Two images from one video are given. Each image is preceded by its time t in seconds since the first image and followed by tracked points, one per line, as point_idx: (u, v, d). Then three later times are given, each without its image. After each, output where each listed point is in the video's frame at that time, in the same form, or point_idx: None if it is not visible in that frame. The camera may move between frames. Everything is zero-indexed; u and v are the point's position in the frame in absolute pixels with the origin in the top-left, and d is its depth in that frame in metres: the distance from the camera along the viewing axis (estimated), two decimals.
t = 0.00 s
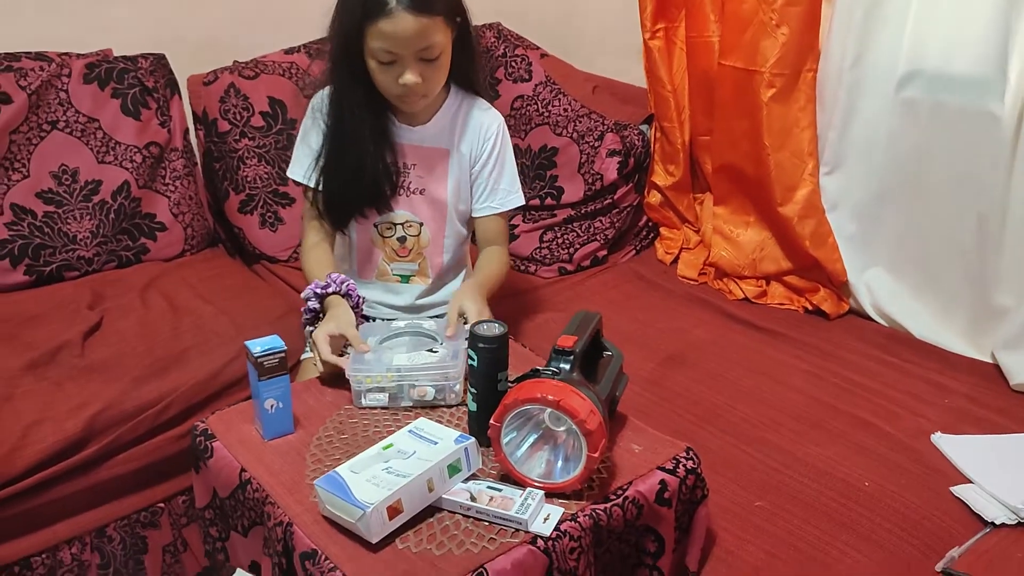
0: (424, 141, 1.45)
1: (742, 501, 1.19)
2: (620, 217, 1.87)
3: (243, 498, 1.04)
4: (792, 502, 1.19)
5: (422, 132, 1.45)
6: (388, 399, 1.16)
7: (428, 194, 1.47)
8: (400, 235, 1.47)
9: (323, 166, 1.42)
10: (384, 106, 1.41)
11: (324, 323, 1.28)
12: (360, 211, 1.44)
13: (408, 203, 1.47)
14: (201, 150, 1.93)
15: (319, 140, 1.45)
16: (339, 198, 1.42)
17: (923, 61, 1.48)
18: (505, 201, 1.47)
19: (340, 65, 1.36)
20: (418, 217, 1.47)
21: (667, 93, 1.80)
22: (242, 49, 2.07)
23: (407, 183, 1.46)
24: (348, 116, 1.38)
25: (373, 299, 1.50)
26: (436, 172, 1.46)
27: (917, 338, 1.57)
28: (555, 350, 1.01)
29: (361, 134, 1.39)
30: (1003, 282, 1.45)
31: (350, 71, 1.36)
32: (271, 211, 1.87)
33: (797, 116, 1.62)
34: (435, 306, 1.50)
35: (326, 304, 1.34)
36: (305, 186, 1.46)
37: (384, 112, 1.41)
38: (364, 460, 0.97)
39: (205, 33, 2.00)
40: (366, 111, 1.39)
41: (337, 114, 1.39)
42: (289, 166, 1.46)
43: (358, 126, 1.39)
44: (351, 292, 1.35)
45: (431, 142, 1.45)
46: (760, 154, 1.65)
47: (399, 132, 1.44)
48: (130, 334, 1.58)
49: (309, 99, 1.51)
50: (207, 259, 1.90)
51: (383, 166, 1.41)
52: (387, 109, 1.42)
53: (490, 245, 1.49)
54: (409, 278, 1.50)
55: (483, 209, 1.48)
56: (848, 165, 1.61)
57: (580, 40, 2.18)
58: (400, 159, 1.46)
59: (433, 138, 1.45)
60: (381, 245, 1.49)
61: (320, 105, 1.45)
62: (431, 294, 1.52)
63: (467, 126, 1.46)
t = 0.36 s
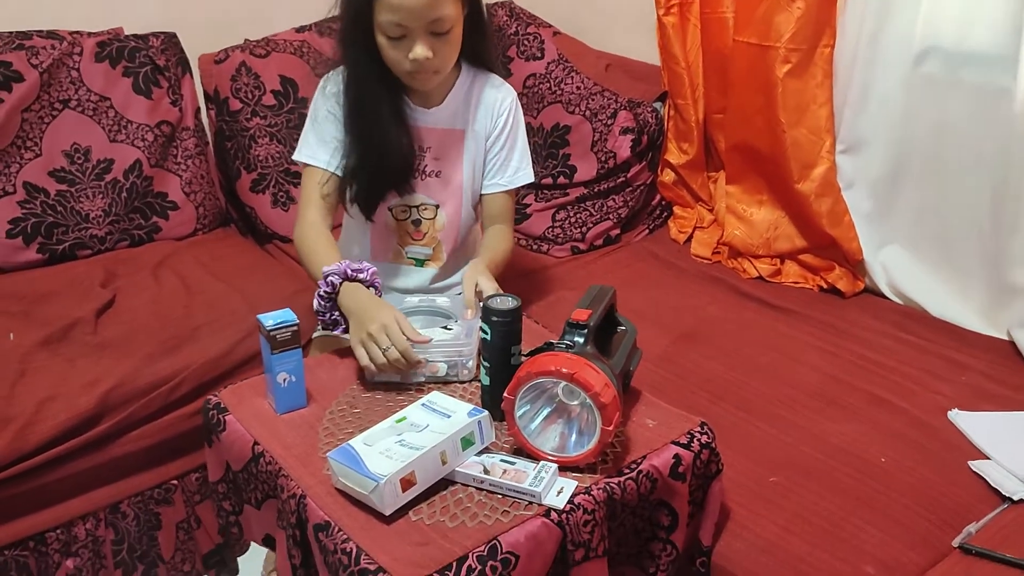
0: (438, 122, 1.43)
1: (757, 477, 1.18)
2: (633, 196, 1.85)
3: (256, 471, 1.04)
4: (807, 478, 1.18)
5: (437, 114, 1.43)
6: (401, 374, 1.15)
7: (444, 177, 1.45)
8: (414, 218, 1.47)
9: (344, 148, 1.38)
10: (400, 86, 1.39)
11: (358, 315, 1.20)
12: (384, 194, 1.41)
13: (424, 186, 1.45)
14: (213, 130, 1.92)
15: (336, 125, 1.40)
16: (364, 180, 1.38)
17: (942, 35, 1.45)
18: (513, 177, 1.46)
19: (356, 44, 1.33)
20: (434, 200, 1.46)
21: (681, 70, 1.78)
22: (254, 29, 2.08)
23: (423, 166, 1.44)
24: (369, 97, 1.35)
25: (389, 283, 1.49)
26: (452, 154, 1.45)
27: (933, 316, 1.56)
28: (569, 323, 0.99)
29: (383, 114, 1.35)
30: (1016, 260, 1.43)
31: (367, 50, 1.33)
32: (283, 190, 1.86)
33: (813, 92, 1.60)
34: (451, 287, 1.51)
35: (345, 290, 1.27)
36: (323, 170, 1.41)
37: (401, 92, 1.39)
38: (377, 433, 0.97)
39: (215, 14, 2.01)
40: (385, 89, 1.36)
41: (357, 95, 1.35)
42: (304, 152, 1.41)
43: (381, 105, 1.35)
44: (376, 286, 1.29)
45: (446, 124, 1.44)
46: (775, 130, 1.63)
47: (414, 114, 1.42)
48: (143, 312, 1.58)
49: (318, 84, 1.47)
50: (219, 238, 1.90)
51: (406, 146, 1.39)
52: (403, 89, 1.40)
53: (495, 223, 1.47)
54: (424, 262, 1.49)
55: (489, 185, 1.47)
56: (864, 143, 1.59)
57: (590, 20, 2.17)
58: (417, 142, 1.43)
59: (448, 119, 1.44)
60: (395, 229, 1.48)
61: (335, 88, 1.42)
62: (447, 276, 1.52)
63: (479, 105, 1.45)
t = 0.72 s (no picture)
0: (434, 113, 1.41)
1: (764, 464, 1.17)
2: (641, 180, 1.83)
3: (257, 454, 1.04)
4: (815, 466, 1.17)
5: (432, 104, 1.40)
6: (400, 353, 1.15)
7: (442, 167, 1.43)
8: (416, 208, 1.46)
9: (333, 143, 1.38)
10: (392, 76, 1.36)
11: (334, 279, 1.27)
12: (376, 188, 1.41)
13: (422, 176, 1.44)
14: (217, 112, 1.91)
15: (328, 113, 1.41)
16: (354, 176, 1.38)
17: (957, 18, 1.42)
18: (518, 166, 1.41)
19: (343, 34, 1.30)
20: (432, 190, 1.45)
21: (690, 53, 1.76)
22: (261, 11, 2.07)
23: (421, 156, 1.43)
24: (354, 89, 1.33)
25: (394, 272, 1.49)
26: (449, 143, 1.42)
27: (945, 303, 1.54)
28: (574, 307, 0.98)
29: (369, 107, 1.34)
30: None
31: (354, 41, 1.30)
32: (287, 173, 1.85)
33: (826, 75, 1.58)
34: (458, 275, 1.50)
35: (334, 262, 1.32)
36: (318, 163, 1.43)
37: (393, 86, 1.37)
38: (380, 418, 0.96)
39: None
40: (372, 82, 1.33)
41: (342, 87, 1.34)
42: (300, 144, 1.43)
43: (368, 103, 1.34)
44: (357, 250, 1.34)
45: (442, 113, 1.41)
46: (786, 113, 1.61)
47: (409, 105, 1.40)
48: (148, 295, 1.58)
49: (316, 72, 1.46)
50: (224, 222, 1.88)
51: (397, 143, 1.37)
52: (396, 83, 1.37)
53: (507, 212, 1.42)
54: (428, 252, 1.49)
55: (495, 174, 1.42)
56: (875, 127, 1.56)
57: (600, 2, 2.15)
58: (414, 133, 1.41)
59: (444, 109, 1.41)
60: (397, 219, 1.47)
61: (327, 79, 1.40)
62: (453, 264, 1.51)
63: (477, 94, 1.41)
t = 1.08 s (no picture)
0: (430, 99, 1.41)
1: (766, 457, 1.17)
2: (644, 174, 1.83)
3: (260, 443, 1.03)
4: (817, 460, 1.17)
5: (428, 91, 1.40)
6: (402, 342, 1.15)
7: (440, 153, 1.43)
8: (413, 197, 1.44)
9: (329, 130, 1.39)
10: (387, 67, 1.36)
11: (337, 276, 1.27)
12: (372, 176, 1.41)
13: (419, 163, 1.43)
14: (219, 102, 1.90)
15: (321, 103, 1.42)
16: (349, 163, 1.39)
17: (962, 13, 1.42)
18: (520, 151, 1.41)
19: (335, 25, 1.32)
20: (430, 177, 1.43)
21: (694, 48, 1.76)
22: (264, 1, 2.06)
23: (418, 143, 1.42)
24: (346, 80, 1.34)
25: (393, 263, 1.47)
26: (446, 130, 1.42)
27: (947, 299, 1.54)
28: (578, 298, 0.97)
29: (358, 98, 1.34)
30: None
31: (346, 30, 1.32)
32: (289, 164, 1.85)
33: (830, 70, 1.58)
34: (457, 266, 1.48)
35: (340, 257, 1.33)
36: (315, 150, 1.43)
37: (389, 75, 1.37)
38: (383, 407, 0.95)
39: None
40: (363, 73, 1.34)
41: (334, 77, 1.35)
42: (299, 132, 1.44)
43: (362, 89, 1.34)
44: (363, 245, 1.35)
45: (438, 100, 1.41)
46: (790, 109, 1.61)
47: (404, 91, 1.39)
48: (149, 284, 1.57)
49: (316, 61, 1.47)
50: (225, 212, 1.88)
51: (391, 130, 1.37)
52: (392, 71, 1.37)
53: (514, 199, 1.42)
54: (426, 242, 1.47)
55: (499, 160, 1.42)
56: (878, 123, 1.56)
57: None
58: (409, 120, 1.41)
59: (440, 95, 1.41)
60: (395, 209, 1.46)
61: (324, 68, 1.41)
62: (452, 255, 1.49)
63: (472, 80, 1.41)
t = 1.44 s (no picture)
0: (430, 89, 1.40)
1: (756, 456, 1.17)
2: (634, 171, 1.82)
3: (246, 439, 1.02)
4: (807, 458, 1.17)
5: (429, 80, 1.39)
6: (392, 337, 1.14)
7: (436, 145, 1.42)
8: (407, 188, 1.43)
9: (330, 116, 1.35)
10: (389, 54, 1.35)
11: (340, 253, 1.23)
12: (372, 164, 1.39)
13: (416, 154, 1.42)
14: (206, 95, 1.88)
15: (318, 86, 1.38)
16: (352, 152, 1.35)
17: (953, 13, 1.43)
18: (518, 145, 1.44)
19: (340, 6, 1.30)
20: (426, 169, 1.42)
21: (685, 46, 1.75)
22: None
23: (416, 133, 1.41)
24: (348, 64, 1.32)
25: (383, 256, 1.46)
26: (445, 122, 1.41)
27: (935, 298, 1.54)
28: (571, 294, 0.97)
29: (361, 82, 1.32)
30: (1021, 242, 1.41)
31: (351, 13, 1.30)
32: (277, 158, 1.83)
33: (821, 69, 1.58)
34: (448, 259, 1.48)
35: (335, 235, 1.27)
36: (312, 137, 1.39)
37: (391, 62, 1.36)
38: (373, 403, 0.94)
39: None
40: (366, 57, 1.32)
41: (336, 60, 1.32)
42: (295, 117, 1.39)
43: (367, 76, 1.32)
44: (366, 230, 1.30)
45: (437, 91, 1.40)
46: (781, 107, 1.61)
47: (404, 80, 1.39)
48: (133, 278, 1.55)
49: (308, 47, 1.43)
50: (211, 206, 1.86)
51: (395, 118, 1.35)
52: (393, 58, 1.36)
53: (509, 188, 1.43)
54: (417, 235, 1.46)
55: (496, 155, 1.44)
56: (869, 122, 1.56)
57: None
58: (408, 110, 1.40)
59: (440, 87, 1.40)
60: (388, 200, 1.44)
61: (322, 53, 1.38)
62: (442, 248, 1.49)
63: (473, 73, 1.41)
